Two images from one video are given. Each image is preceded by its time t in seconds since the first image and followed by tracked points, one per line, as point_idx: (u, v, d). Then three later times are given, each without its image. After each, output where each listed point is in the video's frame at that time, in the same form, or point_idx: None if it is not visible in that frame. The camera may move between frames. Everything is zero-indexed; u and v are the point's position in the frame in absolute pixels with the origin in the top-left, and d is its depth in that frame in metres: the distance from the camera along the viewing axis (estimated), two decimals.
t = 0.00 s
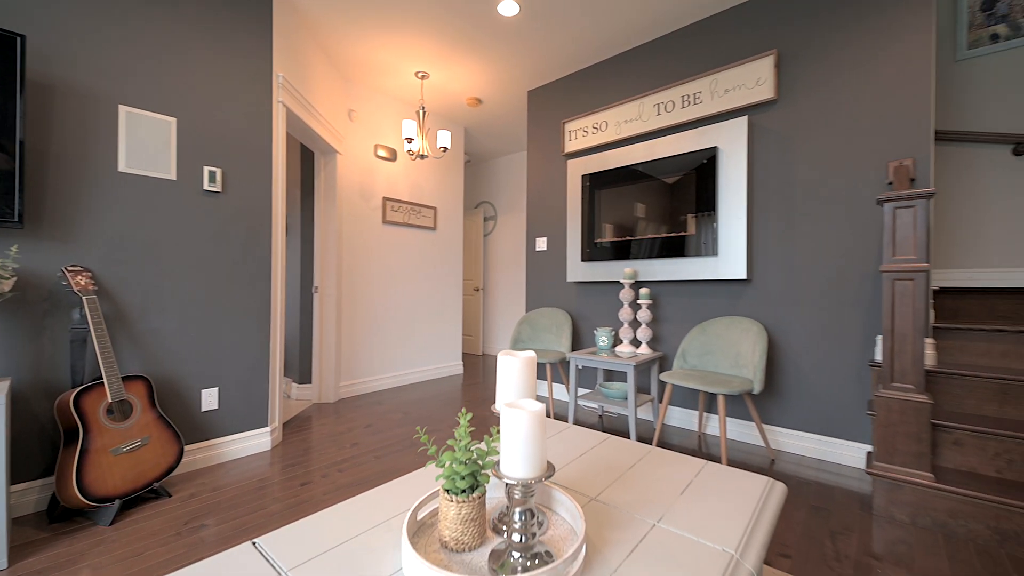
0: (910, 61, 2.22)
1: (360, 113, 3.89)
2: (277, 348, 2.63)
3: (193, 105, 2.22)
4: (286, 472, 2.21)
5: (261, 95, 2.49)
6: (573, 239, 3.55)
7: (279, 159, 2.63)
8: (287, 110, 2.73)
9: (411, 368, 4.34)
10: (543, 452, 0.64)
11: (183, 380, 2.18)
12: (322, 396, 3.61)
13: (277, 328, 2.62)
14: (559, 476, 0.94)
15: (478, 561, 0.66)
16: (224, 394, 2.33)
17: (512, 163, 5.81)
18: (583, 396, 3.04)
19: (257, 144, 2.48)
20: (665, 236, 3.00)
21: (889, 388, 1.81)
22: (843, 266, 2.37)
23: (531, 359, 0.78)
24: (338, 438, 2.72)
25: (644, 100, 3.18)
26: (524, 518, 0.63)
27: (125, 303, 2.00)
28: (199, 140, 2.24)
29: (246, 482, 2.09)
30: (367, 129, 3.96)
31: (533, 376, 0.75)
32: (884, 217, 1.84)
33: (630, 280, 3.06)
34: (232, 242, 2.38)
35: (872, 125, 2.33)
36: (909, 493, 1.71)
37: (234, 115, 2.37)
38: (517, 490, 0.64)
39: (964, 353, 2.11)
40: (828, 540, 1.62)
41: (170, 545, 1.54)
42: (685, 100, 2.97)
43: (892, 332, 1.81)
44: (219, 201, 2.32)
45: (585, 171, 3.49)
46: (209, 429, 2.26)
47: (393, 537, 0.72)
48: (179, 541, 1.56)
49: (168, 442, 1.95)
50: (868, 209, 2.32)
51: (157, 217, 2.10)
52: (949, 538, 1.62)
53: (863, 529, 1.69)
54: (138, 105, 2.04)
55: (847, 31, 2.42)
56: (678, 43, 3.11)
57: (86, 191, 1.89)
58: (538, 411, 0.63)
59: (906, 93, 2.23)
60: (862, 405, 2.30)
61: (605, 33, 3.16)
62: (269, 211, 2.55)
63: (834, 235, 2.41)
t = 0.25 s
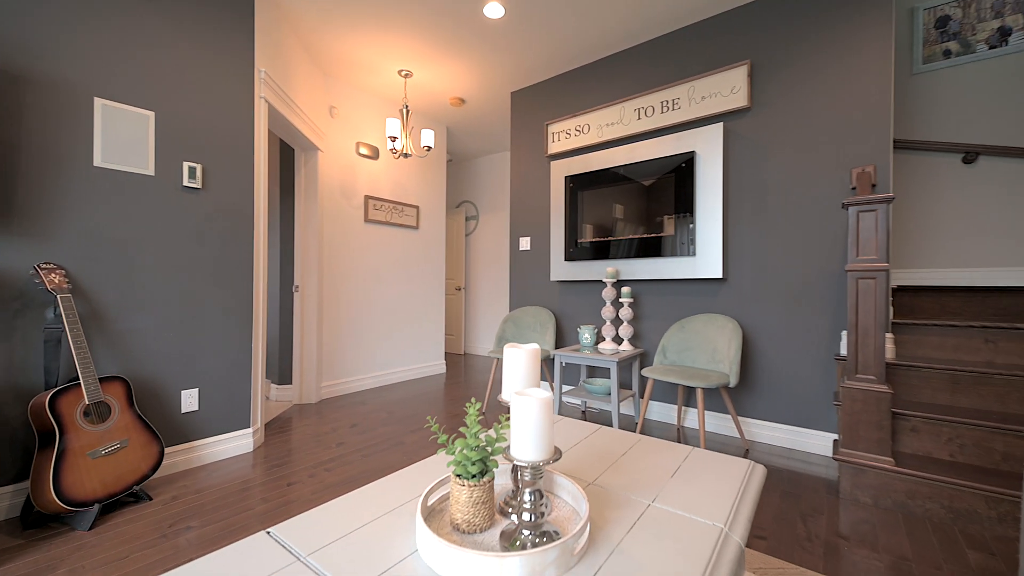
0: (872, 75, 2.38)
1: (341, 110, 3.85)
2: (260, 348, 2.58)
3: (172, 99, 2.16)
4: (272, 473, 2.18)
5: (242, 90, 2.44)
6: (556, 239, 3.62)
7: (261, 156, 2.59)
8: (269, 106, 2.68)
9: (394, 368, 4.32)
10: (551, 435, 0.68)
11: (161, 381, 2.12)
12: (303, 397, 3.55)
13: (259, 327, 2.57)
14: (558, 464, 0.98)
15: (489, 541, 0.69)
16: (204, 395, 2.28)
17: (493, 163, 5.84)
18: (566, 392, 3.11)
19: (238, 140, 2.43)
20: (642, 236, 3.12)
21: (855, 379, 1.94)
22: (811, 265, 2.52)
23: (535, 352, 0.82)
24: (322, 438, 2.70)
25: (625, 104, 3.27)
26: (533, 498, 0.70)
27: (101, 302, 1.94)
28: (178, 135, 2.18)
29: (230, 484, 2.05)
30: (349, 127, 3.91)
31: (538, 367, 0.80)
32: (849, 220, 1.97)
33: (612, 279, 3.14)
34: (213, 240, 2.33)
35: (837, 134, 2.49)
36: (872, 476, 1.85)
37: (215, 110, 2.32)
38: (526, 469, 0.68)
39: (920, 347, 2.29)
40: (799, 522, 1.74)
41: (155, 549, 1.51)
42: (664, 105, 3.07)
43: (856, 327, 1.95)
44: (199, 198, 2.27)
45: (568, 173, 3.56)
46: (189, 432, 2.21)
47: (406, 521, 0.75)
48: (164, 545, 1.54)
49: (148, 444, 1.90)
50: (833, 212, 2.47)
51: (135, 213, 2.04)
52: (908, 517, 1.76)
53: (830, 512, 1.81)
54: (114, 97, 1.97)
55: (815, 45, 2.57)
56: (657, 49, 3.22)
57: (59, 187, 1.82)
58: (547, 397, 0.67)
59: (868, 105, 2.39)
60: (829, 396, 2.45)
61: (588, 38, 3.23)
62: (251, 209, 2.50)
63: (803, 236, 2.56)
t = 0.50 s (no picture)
0: (848, 84, 2.50)
1: (328, 107, 3.80)
2: (248, 348, 2.54)
3: (158, 93, 2.11)
4: (263, 474, 2.16)
5: (230, 85, 2.40)
6: (545, 239, 3.66)
7: (249, 152, 2.54)
8: (257, 102, 2.64)
9: (382, 368, 4.29)
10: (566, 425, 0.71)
11: (148, 382, 2.07)
12: (290, 398, 3.50)
13: (247, 327, 2.53)
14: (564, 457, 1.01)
15: (506, 528, 0.72)
16: (191, 396, 2.23)
17: (481, 162, 5.85)
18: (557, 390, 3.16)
19: (226, 136, 2.39)
20: (626, 237, 3.21)
21: (834, 373, 2.03)
22: (792, 265, 2.62)
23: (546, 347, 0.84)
24: (312, 438, 2.67)
25: (614, 107, 3.34)
26: (550, 486, 0.73)
27: (85, 301, 1.89)
28: (164, 130, 2.13)
29: (220, 486, 2.02)
30: (336, 124, 3.87)
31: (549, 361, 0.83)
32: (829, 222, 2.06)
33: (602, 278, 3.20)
34: (201, 238, 2.28)
35: (816, 139, 2.59)
36: (851, 466, 1.94)
37: (202, 105, 2.28)
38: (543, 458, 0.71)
39: (893, 342, 2.41)
40: (783, 511, 1.82)
41: (146, 552, 1.48)
42: (652, 109, 3.15)
43: (836, 323, 2.04)
44: (186, 195, 2.22)
45: (558, 174, 3.61)
46: (175, 434, 2.16)
47: (423, 512, 0.78)
48: (155, 548, 1.51)
49: (134, 445, 1.85)
50: (813, 214, 2.58)
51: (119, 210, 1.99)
52: (884, 504, 1.86)
53: (811, 500, 1.89)
54: (98, 91, 1.92)
55: (795, 53, 2.67)
56: (645, 54, 3.29)
57: (40, 182, 1.77)
58: (562, 388, 0.70)
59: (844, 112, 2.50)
60: (808, 391, 2.56)
61: (578, 41, 3.28)
62: (239, 206, 2.46)
63: (785, 237, 2.66)
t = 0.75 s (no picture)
0: (833, 89, 2.59)
1: (320, 104, 3.76)
2: (240, 348, 2.50)
3: (149, 87, 2.06)
4: (258, 475, 2.13)
5: (223, 80, 2.36)
6: (539, 238, 3.68)
7: (242, 150, 2.50)
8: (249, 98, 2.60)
9: (373, 368, 4.26)
10: (587, 419, 0.73)
11: (138, 383, 2.02)
12: (280, 399, 3.45)
13: (240, 327, 2.48)
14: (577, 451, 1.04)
15: (528, 520, 0.74)
16: (183, 397, 2.19)
17: (472, 162, 5.85)
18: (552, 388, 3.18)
19: (218, 133, 2.34)
20: (614, 237, 3.28)
21: (822, 369, 2.10)
22: (780, 265, 2.70)
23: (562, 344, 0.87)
24: (306, 440, 2.63)
25: (607, 108, 3.38)
26: (571, 478, 0.74)
27: (73, 300, 1.84)
28: (155, 125, 2.09)
29: (214, 488, 1.98)
30: (327, 122, 3.83)
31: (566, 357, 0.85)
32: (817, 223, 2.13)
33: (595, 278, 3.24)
34: (193, 236, 2.23)
35: (804, 143, 2.68)
36: (839, 459, 2.01)
37: (194, 100, 2.23)
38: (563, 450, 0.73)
39: (877, 339, 2.50)
40: (776, 503, 1.87)
41: (143, 556, 1.45)
42: (644, 111, 3.20)
43: (824, 321, 2.11)
44: (177, 192, 2.17)
45: (551, 174, 3.64)
46: (166, 436, 2.11)
47: (444, 506, 0.79)
48: (152, 552, 1.48)
49: (127, 447, 1.81)
50: (800, 216, 2.66)
51: (108, 207, 1.94)
52: (870, 495, 1.93)
53: (800, 492, 1.96)
54: (87, 85, 1.87)
55: (783, 59, 2.75)
56: (637, 57, 3.34)
57: (26, 178, 1.72)
58: (583, 382, 0.72)
59: (830, 117, 2.59)
60: (796, 386, 2.64)
61: (571, 42, 3.31)
62: (232, 204, 2.42)
63: (773, 237, 2.73)
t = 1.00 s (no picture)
0: (827, 93, 2.64)
1: (314, 101, 3.71)
2: (236, 348, 2.45)
3: (143, 82, 2.01)
4: (258, 477, 2.10)
5: (219, 76, 2.31)
6: (536, 237, 3.69)
7: (237, 146, 2.46)
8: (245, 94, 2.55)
9: (368, 368, 4.22)
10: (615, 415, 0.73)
11: (132, 385, 1.98)
12: (275, 399, 3.40)
13: (236, 326, 2.44)
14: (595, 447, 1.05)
15: (556, 516, 0.74)
16: (178, 399, 2.14)
17: (466, 161, 5.84)
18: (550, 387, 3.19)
19: (214, 129, 2.30)
20: (606, 237, 3.34)
21: (819, 366, 2.14)
22: (775, 264, 2.75)
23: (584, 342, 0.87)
24: (303, 441, 2.60)
25: (604, 109, 3.40)
26: (599, 475, 0.75)
27: (65, 300, 1.78)
28: (150, 121, 2.04)
29: (213, 491, 1.94)
30: (322, 119, 3.78)
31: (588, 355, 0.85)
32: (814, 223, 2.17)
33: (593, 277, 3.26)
34: (188, 234, 2.19)
35: (798, 144, 2.73)
36: (836, 454, 2.05)
37: (190, 96, 2.19)
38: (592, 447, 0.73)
39: (870, 337, 2.55)
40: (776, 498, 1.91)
41: (144, 562, 1.42)
42: (641, 111, 3.22)
43: (821, 319, 2.15)
44: (172, 189, 2.13)
45: (549, 173, 3.64)
46: (162, 439, 2.07)
47: (469, 505, 0.78)
48: (153, 557, 1.45)
49: (122, 450, 1.77)
50: (795, 216, 2.70)
51: (102, 203, 1.88)
52: (866, 489, 1.98)
53: (799, 487, 1.99)
54: (79, 78, 1.82)
55: (778, 62, 2.80)
56: (634, 58, 3.37)
57: (17, 173, 1.66)
58: (611, 379, 0.73)
59: (824, 119, 2.64)
60: (791, 384, 2.69)
61: (569, 43, 3.33)
62: (228, 202, 2.37)
63: (769, 237, 2.78)
